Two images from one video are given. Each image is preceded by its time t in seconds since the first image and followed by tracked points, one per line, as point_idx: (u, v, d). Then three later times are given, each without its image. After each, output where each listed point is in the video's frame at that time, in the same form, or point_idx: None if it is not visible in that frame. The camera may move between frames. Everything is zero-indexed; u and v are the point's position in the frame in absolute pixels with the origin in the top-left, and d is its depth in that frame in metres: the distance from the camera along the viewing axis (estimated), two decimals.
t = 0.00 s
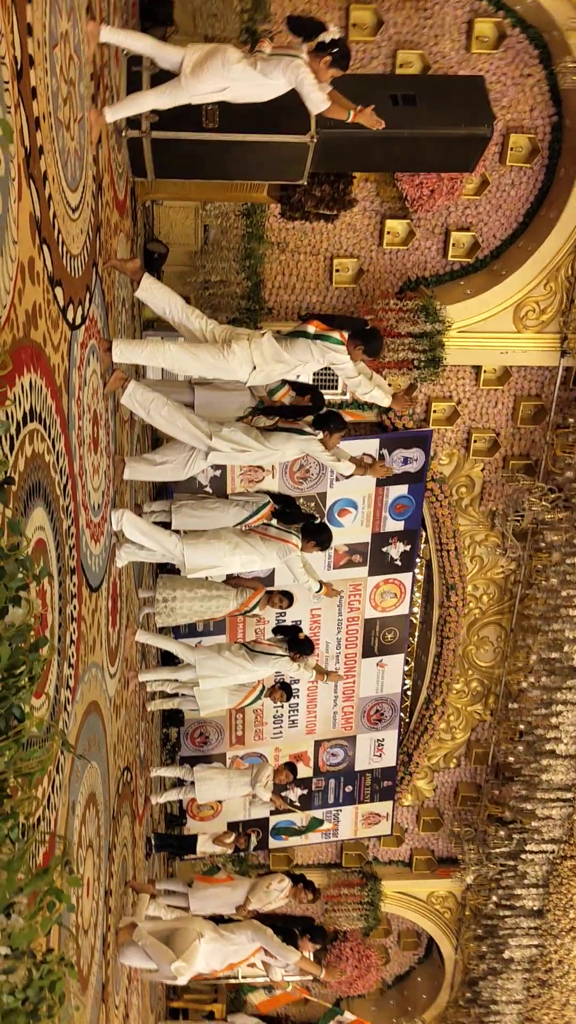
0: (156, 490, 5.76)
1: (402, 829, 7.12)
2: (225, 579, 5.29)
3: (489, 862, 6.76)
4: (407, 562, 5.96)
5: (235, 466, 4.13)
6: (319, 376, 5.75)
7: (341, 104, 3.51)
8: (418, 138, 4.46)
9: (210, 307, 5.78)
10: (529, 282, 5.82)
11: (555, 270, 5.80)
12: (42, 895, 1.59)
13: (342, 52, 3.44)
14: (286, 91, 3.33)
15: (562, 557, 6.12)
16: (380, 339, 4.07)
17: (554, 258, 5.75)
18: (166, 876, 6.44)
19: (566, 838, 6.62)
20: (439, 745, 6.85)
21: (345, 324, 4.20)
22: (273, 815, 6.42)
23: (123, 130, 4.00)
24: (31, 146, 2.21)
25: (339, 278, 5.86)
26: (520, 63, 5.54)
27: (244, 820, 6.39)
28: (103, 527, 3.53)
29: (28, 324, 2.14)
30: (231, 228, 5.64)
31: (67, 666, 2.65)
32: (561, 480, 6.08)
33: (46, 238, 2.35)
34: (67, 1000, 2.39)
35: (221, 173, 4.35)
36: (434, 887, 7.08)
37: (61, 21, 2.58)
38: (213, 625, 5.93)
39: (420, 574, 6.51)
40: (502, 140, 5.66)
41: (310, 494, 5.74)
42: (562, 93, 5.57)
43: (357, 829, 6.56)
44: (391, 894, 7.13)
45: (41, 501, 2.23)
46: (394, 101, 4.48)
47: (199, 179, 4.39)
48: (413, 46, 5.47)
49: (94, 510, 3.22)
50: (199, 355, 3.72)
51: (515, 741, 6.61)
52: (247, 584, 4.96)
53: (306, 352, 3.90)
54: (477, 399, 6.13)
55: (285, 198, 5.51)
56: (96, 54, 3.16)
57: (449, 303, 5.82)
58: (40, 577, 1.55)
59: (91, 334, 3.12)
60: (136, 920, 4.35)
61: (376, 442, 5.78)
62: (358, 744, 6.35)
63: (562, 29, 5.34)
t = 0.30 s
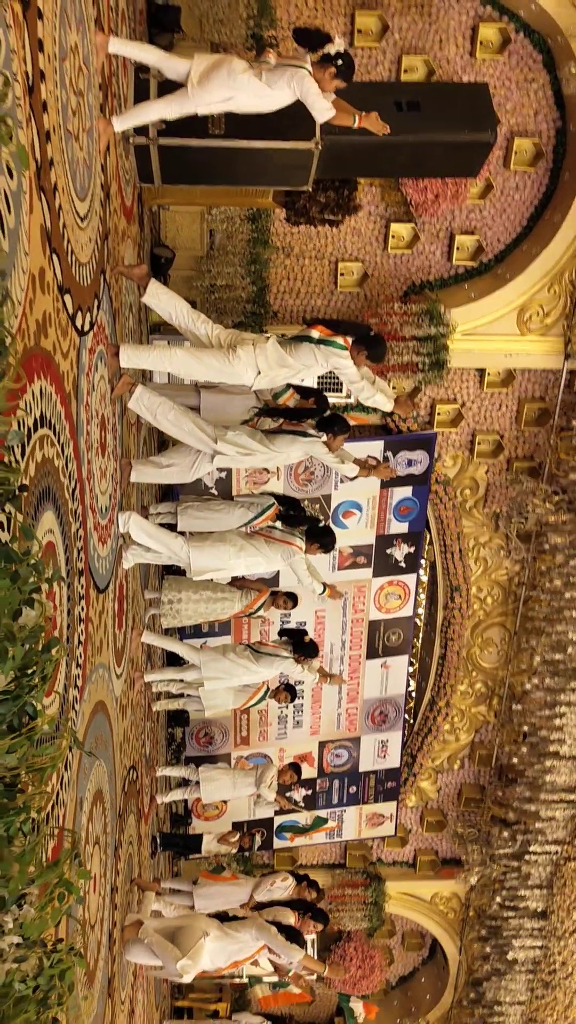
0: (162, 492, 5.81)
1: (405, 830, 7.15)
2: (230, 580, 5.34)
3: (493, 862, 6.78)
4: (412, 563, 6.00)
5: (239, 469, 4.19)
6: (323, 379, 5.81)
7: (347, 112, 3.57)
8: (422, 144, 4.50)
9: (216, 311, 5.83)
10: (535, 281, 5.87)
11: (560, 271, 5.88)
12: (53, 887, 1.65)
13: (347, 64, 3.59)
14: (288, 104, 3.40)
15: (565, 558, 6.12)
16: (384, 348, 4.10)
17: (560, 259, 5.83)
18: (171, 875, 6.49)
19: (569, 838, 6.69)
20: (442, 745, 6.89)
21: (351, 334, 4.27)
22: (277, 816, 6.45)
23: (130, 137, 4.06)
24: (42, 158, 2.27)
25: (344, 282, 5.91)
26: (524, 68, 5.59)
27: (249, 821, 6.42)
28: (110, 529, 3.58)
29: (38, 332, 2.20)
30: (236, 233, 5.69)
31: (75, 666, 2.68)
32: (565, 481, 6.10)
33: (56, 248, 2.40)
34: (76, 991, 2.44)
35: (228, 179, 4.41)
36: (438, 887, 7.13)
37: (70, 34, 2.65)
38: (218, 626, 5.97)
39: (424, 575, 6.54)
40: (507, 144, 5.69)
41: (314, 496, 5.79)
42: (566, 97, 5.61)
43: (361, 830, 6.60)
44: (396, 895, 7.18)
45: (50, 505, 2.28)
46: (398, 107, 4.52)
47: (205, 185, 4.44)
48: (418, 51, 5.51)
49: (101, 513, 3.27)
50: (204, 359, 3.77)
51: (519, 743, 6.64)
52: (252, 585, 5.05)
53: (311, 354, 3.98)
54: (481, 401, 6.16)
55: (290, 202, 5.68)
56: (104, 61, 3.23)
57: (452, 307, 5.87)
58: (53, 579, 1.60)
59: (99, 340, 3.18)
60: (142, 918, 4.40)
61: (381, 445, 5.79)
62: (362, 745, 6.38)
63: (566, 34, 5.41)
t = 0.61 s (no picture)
0: (170, 490, 5.91)
1: (409, 828, 7.22)
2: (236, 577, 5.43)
3: (495, 860, 6.89)
4: (416, 562, 6.08)
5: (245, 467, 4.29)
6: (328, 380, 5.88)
7: (351, 120, 3.62)
8: (425, 150, 4.60)
9: (223, 312, 5.92)
10: (538, 283, 5.90)
11: (563, 275, 5.90)
12: (67, 861, 1.75)
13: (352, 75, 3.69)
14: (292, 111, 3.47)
15: (568, 558, 6.21)
16: (387, 350, 4.13)
17: (563, 262, 5.85)
18: (176, 868, 6.59)
19: (571, 836, 6.69)
20: (446, 743, 6.96)
21: (354, 332, 4.33)
22: (281, 812, 6.52)
23: (140, 143, 4.15)
24: (57, 168, 2.37)
25: (350, 284, 5.99)
26: (530, 73, 5.65)
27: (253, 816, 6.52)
28: (119, 526, 3.68)
29: (52, 335, 2.29)
30: (244, 235, 5.78)
31: (85, 657, 2.78)
32: (568, 481, 6.18)
33: (69, 254, 2.50)
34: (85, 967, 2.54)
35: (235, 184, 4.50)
36: (441, 884, 7.20)
37: (84, 47, 2.75)
38: (224, 622, 6.08)
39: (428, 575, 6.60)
40: (511, 148, 5.77)
41: (320, 495, 5.87)
42: (571, 101, 5.68)
43: (364, 826, 6.68)
44: (399, 891, 7.24)
45: (63, 501, 2.38)
46: (403, 114, 4.63)
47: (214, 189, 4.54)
48: (424, 56, 5.58)
49: (110, 510, 3.37)
50: (211, 361, 3.87)
51: (522, 741, 6.72)
52: (258, 583, 5.10)
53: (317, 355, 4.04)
54: (485, 402, 6.23)
55: (297, 208, 5.65)
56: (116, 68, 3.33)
57: (457, 308, 5.93)
58: (69, 571, 1.71)
59: (109, 342, 3.27)
60: (147, 907, 4.49)
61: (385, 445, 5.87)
62: (366, 742, 6.46)
63: (571, 39, 5.46)
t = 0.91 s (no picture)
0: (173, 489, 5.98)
1: (409, 825, 7.29)
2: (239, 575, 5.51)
3: (494, 857, 6.93)
4: (417, 562, 6.15)
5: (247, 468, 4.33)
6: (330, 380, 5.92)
7: (352, 128, 3.75)
8: (427, 155, 4.69)
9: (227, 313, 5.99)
10: (539, 287, 5.97)
11: (565, 277, 5.94)
12: (75, 842, 1.85)
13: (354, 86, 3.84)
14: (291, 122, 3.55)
15: (568, 558, 6.17)
16: (387, 352, 4.31)
17: (564, 264, 5.91)
18: (178, 863, 6.66)
19: (570, 834, 6.70)
20: (446, 741, 7.04)
21: (354, 337, 4.49)
22: (282, 808, 6.59)
23: (146, 147, 4.22)
24: (67, 176, 2.45)
25: (353, 286, 6.05)
26: (532, 78, 5.71)
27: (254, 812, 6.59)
28: (124, 523, 3.76)
29: (62, 338, 2.37)
30: (248, 238, 5.88)
31: (91, 650, 2.86)
32: (568, 481, 6.15)
33: (78, 259, 2.58)
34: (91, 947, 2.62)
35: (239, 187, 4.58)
36: (440, 881, 7.26)
37: (93, 57, 2.84)
38: (227, 621, 6.08)
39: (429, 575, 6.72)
40: (513, 151, 5.82)
41: (322, 495, 5.95)
42: (572, 106, 5.74)
43: (365, 824, 6.77)
44: (398, 887, 7.27)
45: (71, 498, 2.46)
46: (405, 120, 4.71)
47: (218, 192, 4.62)
48: (427, 61, 5.65)
49: (116, 507, 3.45)
50: (214, 362, 3.94)
51: (521, 740, 6.77)
52: (260, 582, 5.20)
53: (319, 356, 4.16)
54: (486, 404, 6.29)
55: (300, 210, 5.85)
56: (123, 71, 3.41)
57: (459, 310, 6.00)
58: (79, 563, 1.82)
59: (115, 344, 3.35)
60: (149, 898, 4.56)
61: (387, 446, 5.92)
62: (367, 740, 6.53)
63: (572, 45, 5.52)
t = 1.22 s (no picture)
0: (175, 487, 6.02)
1: (409, 823, 7.32)
2: (240, 573, 5.55)
3: (494, 856, 6.96)
4: (418, 561, 6.17)
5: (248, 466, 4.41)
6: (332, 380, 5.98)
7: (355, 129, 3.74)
8: (429, 157, 4.73)
9: (229, 312, 6.02)
10: (540, 288, 5.99)
11: (566, 278, 5.98)
12: (78, 831, 1.88)
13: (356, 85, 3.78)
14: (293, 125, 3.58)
15: (568, 558, 6.31)
16: (387, 353, 4.30)
17: (565, 266, 5.94)
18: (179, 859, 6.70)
19: (569, 832, 6.73)
20: (446, 740, 7.05)
21: (355, 336, 4.47)
22: (283, 805, 6.62)
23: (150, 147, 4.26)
24: (71, 177, 2.49)
25: (355, 286, 6.08)
26: (534, 80, 5.73)
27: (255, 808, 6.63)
28: (126, 521, 3.80)
29: (65, 338, 2.41)
30: (251, 237, 5.91)
31: (93, 645, 2.89)
32: (568, 483, 6.26)
33: (82, 259, 2.61)
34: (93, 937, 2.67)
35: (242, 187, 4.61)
36: (440, 880, 7.27)
37: (97, 60, 2.87)
38: (228, 618, 6.19)
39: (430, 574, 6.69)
40: (515, 153, 5.85)
41: (323, 494, 5.98)
42: (574, 108, 5.76)
43: (365, 820, 6.80)
44: (398, 885, 7.32)
45: (74, 495, 2.50)
46: (407, 121, 4.75)
47: (221, 192, 4.65)
48: (430, 63, 5.67)
49: (118, 505, 3.48)
50: (217, 362, 3.99)
51: (521, 738, 6.81)
52: (261, 580, 5.23)
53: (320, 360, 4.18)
54: (487, 404, 6.31)
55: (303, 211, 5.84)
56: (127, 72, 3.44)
57: (460, 311, 6.02)
58: (83, 558, 1.86)
59: (118, 343, 3.39)
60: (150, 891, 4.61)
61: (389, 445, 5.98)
62: (367, 738, 6.56)
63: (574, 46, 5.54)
